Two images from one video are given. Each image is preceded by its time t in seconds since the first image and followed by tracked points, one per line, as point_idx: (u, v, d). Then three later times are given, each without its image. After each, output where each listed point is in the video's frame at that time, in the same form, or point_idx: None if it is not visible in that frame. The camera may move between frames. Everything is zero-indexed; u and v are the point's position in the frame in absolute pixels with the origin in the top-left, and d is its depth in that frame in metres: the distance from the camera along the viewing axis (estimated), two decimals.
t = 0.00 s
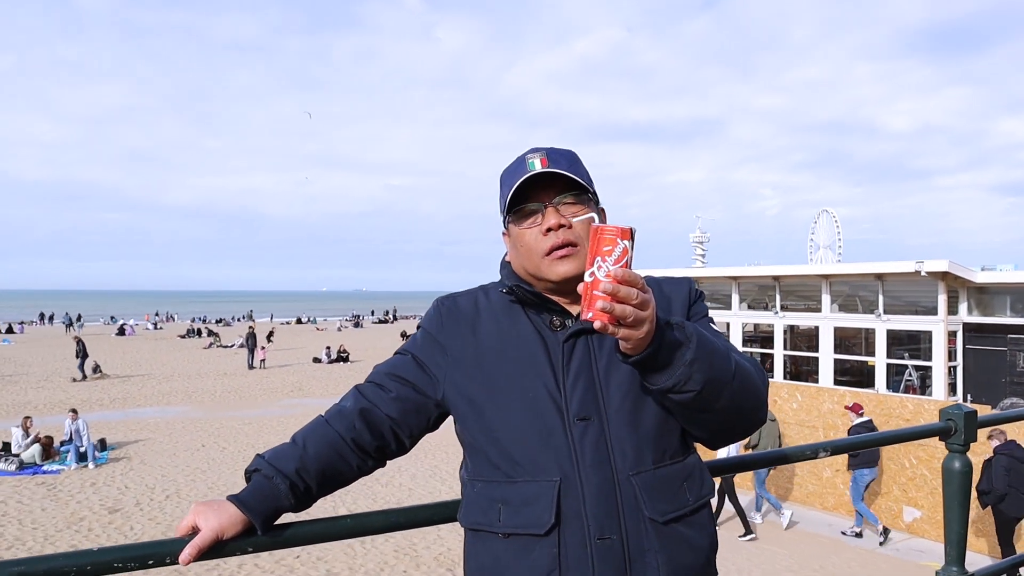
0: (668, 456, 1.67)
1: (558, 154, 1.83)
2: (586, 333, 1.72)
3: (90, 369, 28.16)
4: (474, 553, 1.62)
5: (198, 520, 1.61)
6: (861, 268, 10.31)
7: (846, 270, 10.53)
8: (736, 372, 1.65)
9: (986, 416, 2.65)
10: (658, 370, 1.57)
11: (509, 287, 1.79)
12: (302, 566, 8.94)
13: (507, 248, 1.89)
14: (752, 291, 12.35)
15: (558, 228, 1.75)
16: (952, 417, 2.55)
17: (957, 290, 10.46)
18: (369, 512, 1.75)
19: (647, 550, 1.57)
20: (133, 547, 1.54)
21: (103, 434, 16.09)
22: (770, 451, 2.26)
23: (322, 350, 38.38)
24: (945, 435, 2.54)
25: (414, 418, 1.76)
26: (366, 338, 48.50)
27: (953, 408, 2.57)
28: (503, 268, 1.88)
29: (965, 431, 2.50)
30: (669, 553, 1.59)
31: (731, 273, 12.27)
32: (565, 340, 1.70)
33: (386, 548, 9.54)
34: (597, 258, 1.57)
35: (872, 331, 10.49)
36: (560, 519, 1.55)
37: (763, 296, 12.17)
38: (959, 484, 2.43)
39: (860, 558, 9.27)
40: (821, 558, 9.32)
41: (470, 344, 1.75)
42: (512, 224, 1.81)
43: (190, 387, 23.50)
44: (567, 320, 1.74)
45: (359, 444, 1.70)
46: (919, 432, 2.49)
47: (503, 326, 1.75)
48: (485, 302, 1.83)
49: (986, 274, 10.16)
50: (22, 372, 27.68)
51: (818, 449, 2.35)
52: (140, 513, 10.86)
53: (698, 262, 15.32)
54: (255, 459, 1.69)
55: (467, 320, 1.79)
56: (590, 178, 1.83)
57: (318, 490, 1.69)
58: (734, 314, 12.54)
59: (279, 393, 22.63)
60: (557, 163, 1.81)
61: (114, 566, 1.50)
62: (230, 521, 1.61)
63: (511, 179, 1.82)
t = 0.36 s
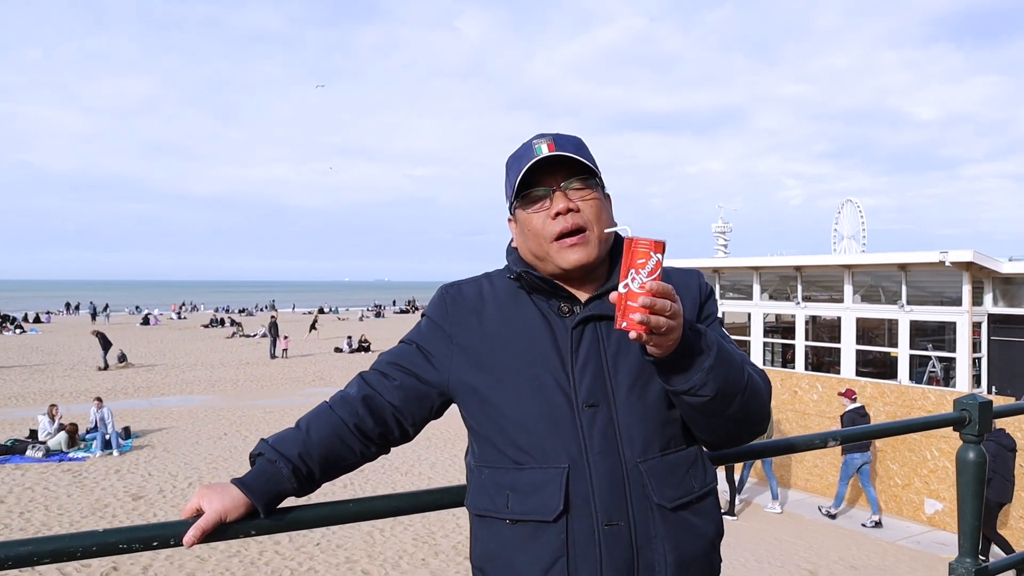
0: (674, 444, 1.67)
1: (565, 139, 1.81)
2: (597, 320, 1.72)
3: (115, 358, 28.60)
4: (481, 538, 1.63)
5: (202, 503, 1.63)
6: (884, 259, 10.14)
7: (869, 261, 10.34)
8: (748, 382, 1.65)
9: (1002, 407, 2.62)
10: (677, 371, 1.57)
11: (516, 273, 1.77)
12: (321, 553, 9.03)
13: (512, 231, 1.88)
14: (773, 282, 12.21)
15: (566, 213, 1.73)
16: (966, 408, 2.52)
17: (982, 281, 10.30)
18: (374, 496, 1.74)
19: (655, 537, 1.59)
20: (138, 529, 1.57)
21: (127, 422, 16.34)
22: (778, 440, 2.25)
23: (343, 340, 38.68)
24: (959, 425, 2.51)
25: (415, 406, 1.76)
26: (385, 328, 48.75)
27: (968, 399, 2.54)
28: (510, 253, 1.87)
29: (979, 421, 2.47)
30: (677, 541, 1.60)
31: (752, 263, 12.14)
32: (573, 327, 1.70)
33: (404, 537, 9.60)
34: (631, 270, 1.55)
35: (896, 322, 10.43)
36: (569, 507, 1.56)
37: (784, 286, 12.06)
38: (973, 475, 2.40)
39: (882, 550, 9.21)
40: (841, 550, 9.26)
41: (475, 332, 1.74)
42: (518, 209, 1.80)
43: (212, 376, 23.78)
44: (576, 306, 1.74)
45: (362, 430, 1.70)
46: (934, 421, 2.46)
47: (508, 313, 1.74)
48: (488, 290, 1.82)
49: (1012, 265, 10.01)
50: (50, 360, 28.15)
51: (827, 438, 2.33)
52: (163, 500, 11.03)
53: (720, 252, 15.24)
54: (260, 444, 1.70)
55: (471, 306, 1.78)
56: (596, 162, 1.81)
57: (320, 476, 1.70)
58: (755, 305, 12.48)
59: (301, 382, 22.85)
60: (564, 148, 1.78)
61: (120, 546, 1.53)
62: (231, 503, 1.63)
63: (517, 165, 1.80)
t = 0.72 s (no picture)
0: (668, 444, 1.64)
1: (567, 129, 1.78)
2: (595, 315, 1.67)
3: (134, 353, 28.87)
4: (476, 534, 1.63)
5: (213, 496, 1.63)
6: (902, 247, 10.02)
7: (886, 249, 10.25)
8: (752, 386, 1.63)
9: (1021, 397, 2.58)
10: (679, 372, 1.55)
11: (515, 267, 1.75)
12: (339, 545, 9.09)
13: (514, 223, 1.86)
14: (790, 271, 12.12)
15: (567, 205, 1.71)
16: (983, 397, 2.49)
17: (1003, 268, 10.14)
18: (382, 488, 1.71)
19: (646, 539, 1.56)
20: (150, 521, 1.54)
21: (147, 416, 16.50)
22: (791, 431, 2.22)
23: (359, 333, 38.90)
24: (976, 415, 2.47)
25: (422, 400, 1.77)
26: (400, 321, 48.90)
27: (985, 388, 2.51)
28: (511, 246, 1.84)
29: (997, 411, 2.43)
30: (667, 545, 1.57)
31: (768, 253, 12.05)
32: (570, 323, 1.66)
33: (422, 528, 9.64)
34: (634, 269, 1.54)
35: (914, 310, 10.32)
36: (557, 507, 1.55)
37: (801, 275, 11.96)
38: (991, 465, 2.37)
39: (901, 541, 9.15)
40: (859, 540, 9.22)
41: (471, 327, 1.72)
42: (519, 200, 1.77)
43: (230, 370, 23.97)
44: (575, 302, 1.71)
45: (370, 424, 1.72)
46: (949, 411, 2.43)
47: (505, 308, 1.72)
48: (488, 282, 1.80)
49: None
50: (71, 355, 28.50)
51: (841, 428, 2.30)
52: (182, 493, 11.13)
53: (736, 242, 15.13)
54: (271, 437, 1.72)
55: (470, 300, 1.76)
56: (600, 153, 1.77)
57: (329, 469, 1.71)
58: (772, 295, 12.41)
59: (318, 376, 22.97)
60: (566, 139, 1.75)
61: (131, 539, 1.50)
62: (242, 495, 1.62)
63: (519, 156, 1.77)
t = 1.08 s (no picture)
0: (657, 460, 1.61)
1: (556, 126, 1.75)
2: (582, 324, 1.65)
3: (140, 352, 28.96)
4: (466, 544, 1.65)
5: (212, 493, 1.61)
6: (908, 243, 9.98)
7: (892, 246, 10.20)
8: (754, 403, 1.62)
9: None
10: (682, 392, 1.55)
11: (501, 273, 1.74)
12: (345, 543, 9.12)
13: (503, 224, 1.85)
14: (796, 268, 12.09)
15: (554, 209, 1.69)
16: (992, 395, 2.48)
17: (1010, 265, 10.08)
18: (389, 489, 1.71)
19: (629, 558, 1.54)
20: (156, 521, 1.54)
21: (153, 414, 16.57)
22: (798, 430, 2.22)
23: (365, 331, 39.01)
24: (985, 413, 2.47)
25: (423, 413, 1.78)
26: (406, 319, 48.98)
27: (994, 386, 2.50)
28: (500, 246, 1.83)
29: (1005, 409, 2.43)
30: (651, 566, 1.54)
31: (773, 250, 12.01)
32: (555, 333, 1.64)
33: (428, 526, 9.65)
34: (635, 286, 1.52)
35: (920, 307, 10.27)
36: (538, 523, 1.56)
37: (807, 272, 11.92)
38: (1000, 463, 2.36)
39: (908, 539, 9.12)
40: (866, 538, 9.20)
41: (458, 338, 1.73)
42: (507, 202, 1.76)
43: (237, 368, 24.05)
44: (562, 309, 1.68)
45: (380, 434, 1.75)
46: (958, 410, 2.42)
47: (493, 317, 1.71)
48: (473, 288, 1.78)
49: None
50: (77, 353, 28.64)
51: (849, 428, 2.30)
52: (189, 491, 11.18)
53: (742, 239, 15.10)
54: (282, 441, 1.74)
55: (457, 308, 1.76)
56: (590, 152, 1.75)
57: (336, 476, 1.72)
58: (778, 293, 12.38)
59: (324, 374, 23.04)
60: (553, 137, 1.73)
61: (139, 539, 1.50)
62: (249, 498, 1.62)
63: (506, 154, 1.76)
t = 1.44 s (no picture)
0: (650, 463, 1.60)
1: (535, 133, 1.75)
2: (571, 329, 1.65)
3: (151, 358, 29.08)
4: (456, 550, 1.63)
5: (339, 296, 1.53)
6: (918, 248, 9.90)
7: (903, 251, 10.13)
8: (749, 403, 1.61)
9: None
10: (676, 392, 1.54)
11: (489, 281, 1.74)
12: (354, 549, 9.12)
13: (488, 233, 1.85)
14: (806, 273, 12.04)
15: (535, 214, 1.69)
16: (1005, 400, 2.46)
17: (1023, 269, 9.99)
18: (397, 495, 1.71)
19: (623, 562, 1.53)
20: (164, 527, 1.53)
21: (163, 420, 16.62)
22: (807, 437, 2.20)
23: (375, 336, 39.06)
24: (998, 419, 2.44)
25: (420, 397, 1.78)
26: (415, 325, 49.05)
27: (1006, 391, 2.48)
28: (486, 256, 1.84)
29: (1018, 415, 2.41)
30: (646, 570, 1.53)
31: (783, 255, 11.95)
32: (545, 338, 1.64)
33: (437, 532, 9.63)
34: (633, 286, 1.54)
35: (931, 312, 10.19)
36: (531, 529, 1.54)
37: (817, 277, 11.85)
38: (1012, 470, 2.34)
39: (919, 546, 9.05)
40: (877, 545, 9.13)
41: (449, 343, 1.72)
42: (491, 210, 1.77)
43: (247, 374, 24.11)
44: (552, 315, 1.69)
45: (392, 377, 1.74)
46: (970, 416, 2.40)
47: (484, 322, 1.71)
48: (464, 297, 1.79)
49: None
50: (89, 359, 28.81)
51: (860, 433, 2.28)
52: (199, 497, 11.20)
53: (751, 244, 15.04)
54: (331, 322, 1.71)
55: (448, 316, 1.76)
56: (570, 156, 1.74)
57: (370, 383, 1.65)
58: (788, 297, 12.32)
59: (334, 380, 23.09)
60: (533, 144, 1.73)
61: (148, 545, 1.49)
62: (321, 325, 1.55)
63: (486, 163, 1.76)
